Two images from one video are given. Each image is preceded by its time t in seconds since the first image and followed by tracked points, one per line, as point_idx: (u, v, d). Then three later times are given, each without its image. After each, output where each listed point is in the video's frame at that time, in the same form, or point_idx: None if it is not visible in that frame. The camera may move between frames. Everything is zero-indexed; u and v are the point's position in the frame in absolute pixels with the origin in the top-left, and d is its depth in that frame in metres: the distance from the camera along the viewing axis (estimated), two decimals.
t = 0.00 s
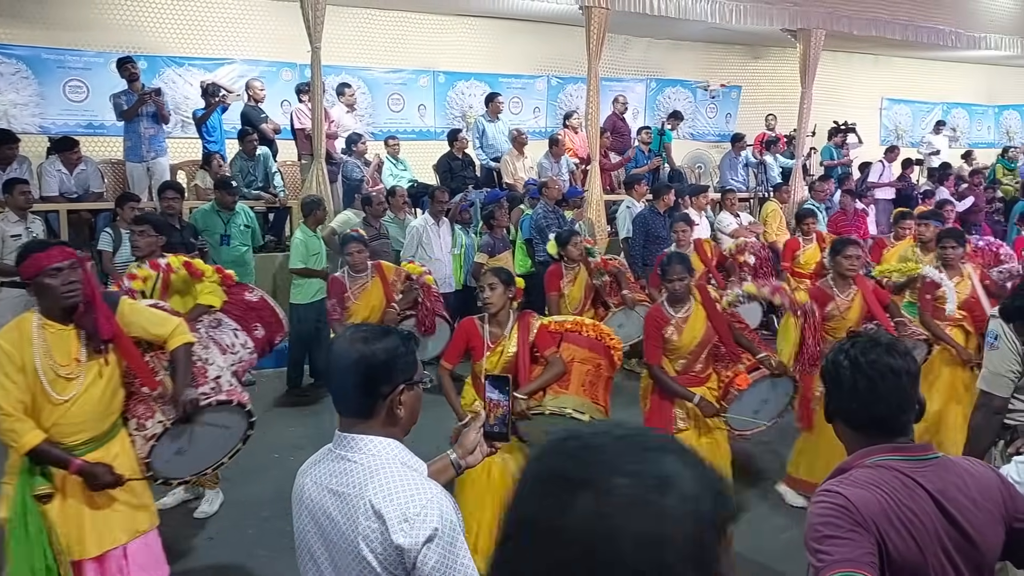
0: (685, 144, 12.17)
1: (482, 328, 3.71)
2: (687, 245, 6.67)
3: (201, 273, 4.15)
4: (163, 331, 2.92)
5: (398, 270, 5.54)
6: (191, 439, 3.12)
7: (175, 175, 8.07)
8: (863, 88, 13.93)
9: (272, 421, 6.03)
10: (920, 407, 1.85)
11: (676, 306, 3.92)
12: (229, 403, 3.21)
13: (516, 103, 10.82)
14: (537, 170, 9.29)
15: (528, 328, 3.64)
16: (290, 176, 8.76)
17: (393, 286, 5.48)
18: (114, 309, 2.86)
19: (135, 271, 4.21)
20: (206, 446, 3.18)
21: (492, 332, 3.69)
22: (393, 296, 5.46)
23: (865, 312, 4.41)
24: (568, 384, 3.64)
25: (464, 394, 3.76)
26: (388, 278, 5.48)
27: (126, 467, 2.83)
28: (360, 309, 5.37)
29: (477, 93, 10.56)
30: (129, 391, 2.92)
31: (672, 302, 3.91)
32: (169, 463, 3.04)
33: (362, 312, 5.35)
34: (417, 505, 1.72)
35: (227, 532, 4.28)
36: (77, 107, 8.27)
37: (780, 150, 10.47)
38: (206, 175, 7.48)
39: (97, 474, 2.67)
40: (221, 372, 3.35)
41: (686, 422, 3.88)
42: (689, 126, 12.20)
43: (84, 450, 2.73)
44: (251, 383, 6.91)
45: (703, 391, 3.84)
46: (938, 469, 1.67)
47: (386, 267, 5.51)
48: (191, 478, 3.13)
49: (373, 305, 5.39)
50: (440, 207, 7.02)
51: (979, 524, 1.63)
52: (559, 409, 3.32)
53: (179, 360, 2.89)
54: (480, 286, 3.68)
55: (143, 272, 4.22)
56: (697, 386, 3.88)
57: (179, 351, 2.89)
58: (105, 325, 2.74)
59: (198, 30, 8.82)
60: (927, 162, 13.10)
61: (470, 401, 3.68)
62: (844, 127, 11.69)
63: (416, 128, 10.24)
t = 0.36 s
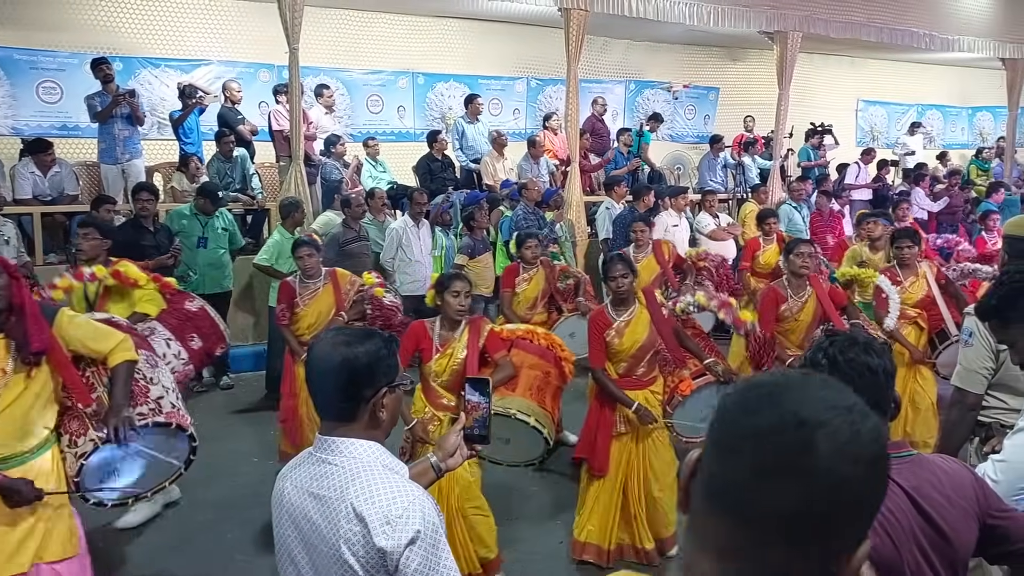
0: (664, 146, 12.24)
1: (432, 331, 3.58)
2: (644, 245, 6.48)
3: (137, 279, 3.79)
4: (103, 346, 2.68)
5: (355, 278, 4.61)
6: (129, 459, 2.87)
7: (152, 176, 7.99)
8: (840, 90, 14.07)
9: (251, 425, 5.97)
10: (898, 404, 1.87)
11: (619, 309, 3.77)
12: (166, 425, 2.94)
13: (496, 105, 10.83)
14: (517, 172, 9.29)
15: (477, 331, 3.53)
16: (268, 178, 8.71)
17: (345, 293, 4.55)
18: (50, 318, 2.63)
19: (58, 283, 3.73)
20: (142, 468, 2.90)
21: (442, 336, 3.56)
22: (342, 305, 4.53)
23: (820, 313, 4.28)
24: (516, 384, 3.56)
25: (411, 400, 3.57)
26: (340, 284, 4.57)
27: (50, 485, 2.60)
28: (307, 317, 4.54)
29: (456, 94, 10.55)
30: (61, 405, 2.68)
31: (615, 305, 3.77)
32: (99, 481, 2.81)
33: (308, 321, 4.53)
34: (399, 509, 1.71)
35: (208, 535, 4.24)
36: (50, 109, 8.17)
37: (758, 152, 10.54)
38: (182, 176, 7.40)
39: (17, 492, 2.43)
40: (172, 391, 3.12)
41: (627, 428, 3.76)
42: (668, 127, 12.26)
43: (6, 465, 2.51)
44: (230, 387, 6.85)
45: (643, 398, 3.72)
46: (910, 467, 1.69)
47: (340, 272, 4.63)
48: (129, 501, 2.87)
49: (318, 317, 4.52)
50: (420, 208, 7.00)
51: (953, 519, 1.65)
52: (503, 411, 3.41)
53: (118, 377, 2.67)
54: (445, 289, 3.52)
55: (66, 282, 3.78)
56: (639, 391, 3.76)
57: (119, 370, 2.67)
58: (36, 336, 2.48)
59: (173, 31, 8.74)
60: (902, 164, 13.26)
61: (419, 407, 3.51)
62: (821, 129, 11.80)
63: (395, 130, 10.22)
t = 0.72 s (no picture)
0: (653, 147, 12.27)
1: (403, 346, 3.51)
2: (623, 251, 6.37)
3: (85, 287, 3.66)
4: (76, 345, 2.68)
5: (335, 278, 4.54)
6: (116, 460, 2.88)
7: (139, 177, 7.94)
8: (828, 91, 14.13)
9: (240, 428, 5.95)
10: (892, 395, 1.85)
11: (605, 322, 3.71)
12: (151, 419, 2.90)
13: (484, 106, 10.83)
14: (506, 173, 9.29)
15: (449, 338, 3.47)
16: (256, 179, 8.67)
17: (326, 296, 4.46)
18: (17, 325, 2.61)
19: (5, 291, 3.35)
20: (134, 467, 2.92)
21: (413, 348, 3.50)
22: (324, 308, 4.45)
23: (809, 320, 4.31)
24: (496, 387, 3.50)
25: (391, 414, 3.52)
26: (320, 287, 4.48)
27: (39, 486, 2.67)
28: (289, 323, 4.42)
29: (445, 95, 10.54)
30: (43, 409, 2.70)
31: (602, 319, 3.71)
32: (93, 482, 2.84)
33: (290, 326, 4.42)
34: (389, 510, 1.71)
35: (197, 540, 4.22)
36: (36, 109, 8.11)
37: (747, 153, 10.58)
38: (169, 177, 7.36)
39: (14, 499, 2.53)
40: (155, 380, 3.06)
41: (613, 438, 3.69)
42: (657, 128, 12.29)
43: (2, 471, 2.57)
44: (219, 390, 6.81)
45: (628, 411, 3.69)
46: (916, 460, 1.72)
47: (320, 275, 4.52)
48: (129, 494, 2.95)
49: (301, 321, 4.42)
50: (409, 210, 6.99)
51: (950, 507, 1.68)
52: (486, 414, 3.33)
53: (96, 373, 2.70)
54: (418, 300, 3.45)
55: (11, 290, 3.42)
56: (623, 403, 3.73)
57: (96, 366, 2.69)
58: None
59: (160, 32, 8.70)
60: (889, 165, 13.33)
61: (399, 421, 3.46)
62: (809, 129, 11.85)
63: (384, 131, 10.20)
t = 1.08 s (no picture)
0: (649, 149, 12.29)
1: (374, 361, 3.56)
2: (606, 254, 6.33)
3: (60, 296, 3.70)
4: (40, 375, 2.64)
5: (316, 291, 4.52)
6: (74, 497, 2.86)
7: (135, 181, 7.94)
8: (823, 94, 14.17)
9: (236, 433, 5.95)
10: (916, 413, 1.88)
11: (580, 332, 3.64)
12: (115, 454, 2.92)
13: (480, 109, 10.84)
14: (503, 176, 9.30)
15: (422, 352, 3.52)
16: (252, 183, 8.68)
17: (309, 307, 4.44)
18: None
19: None
20: (90, 507, 2.89)
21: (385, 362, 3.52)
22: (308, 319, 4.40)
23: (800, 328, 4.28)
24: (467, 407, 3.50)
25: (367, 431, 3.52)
26: (303, 298, 4.44)
27: None
28: (269, 333, 4.37)
29: (441, 98, 10.55)
30: None
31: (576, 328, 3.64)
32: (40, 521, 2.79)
33: (271, 336, 4.36)
34: (385, 514, 1.71)
35: (193, 546, 4.23)
36: (32, 113, 8.09)
37: (742, 156, 10.60)
38: (165, 182, 7.36)
39: None
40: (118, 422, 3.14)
41: (594, 452, 3.58)
42: (652, 131, 12.32)
43: None
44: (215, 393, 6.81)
45: (607, 422, 3.59)
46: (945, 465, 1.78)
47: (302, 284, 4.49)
48: (74, 543, 2.89)
49: (282, 332, 4.36)
50: (405, 213, 6.99)
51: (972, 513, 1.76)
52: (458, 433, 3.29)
53: (59, 406, 2.66)
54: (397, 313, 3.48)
55: None
56: (603, 415, 3.62)
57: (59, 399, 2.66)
58: None
59: (156, 35, 8.70)
60: (884, 168, 13.37)
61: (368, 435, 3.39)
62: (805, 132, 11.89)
63: (380, 134, 10.21)
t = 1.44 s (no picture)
0: (646, 155, 12.32)
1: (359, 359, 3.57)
2: (598, 260, 6.33)
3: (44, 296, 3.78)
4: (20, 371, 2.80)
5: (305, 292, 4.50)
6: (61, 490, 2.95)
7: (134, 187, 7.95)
8: (820, 99, 14.21)
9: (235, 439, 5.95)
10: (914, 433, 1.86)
11: (570, 337, 3.61)
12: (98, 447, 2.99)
13: (478, 114, 10.86)
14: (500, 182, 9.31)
15: (402, 353, 3.53)
16: (250, 188, 8.69)
17: (299, 314, 4.43)
18: None
19: None
20: (80, 497, 3.01)
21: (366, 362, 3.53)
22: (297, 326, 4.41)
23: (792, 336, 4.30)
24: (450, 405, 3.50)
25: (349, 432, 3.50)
26: (293, 303, 4.43)
27: None
28: (260, 341, 4.35)
29: (439, 104, 10.57)
30: None
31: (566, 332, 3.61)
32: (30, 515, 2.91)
33: (261, 344, 4.35)
34: (383, 522, 1.71)
35: (192, 550, 4.23)
36: (31, 119, 8.10)
37: (740, 161, 10.63)
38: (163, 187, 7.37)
39: None
40: (106, 406, 3.14)
41: (583, 458, 3.56)
42: (650, 137, 12.35)
43: None
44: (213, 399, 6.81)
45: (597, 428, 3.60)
46: (941, 488, 1.77)
47: (290, 289, 4.48)
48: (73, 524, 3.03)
49: (273, 339, 4.37)
50: (404, 219, 7.00)
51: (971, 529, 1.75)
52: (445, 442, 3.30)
53: (41, 398, 2.79)
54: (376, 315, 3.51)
55: None
56: (592, 420, 3.62)
57: (40, 392, 2.79)
58: None
59: (155, 42, 8.72)
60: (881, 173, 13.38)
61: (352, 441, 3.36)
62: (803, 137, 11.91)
63: (377, 140, 10.22)
